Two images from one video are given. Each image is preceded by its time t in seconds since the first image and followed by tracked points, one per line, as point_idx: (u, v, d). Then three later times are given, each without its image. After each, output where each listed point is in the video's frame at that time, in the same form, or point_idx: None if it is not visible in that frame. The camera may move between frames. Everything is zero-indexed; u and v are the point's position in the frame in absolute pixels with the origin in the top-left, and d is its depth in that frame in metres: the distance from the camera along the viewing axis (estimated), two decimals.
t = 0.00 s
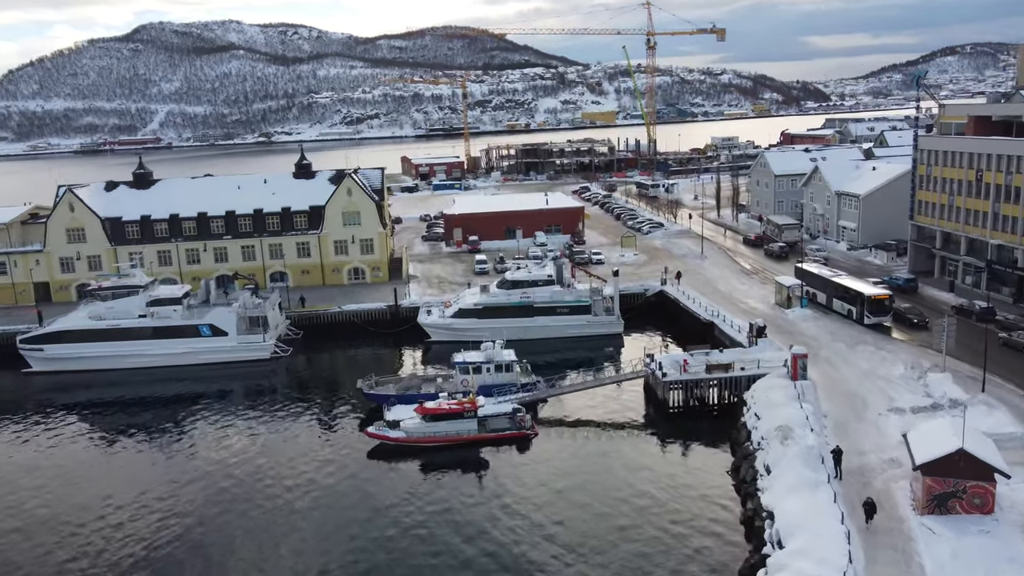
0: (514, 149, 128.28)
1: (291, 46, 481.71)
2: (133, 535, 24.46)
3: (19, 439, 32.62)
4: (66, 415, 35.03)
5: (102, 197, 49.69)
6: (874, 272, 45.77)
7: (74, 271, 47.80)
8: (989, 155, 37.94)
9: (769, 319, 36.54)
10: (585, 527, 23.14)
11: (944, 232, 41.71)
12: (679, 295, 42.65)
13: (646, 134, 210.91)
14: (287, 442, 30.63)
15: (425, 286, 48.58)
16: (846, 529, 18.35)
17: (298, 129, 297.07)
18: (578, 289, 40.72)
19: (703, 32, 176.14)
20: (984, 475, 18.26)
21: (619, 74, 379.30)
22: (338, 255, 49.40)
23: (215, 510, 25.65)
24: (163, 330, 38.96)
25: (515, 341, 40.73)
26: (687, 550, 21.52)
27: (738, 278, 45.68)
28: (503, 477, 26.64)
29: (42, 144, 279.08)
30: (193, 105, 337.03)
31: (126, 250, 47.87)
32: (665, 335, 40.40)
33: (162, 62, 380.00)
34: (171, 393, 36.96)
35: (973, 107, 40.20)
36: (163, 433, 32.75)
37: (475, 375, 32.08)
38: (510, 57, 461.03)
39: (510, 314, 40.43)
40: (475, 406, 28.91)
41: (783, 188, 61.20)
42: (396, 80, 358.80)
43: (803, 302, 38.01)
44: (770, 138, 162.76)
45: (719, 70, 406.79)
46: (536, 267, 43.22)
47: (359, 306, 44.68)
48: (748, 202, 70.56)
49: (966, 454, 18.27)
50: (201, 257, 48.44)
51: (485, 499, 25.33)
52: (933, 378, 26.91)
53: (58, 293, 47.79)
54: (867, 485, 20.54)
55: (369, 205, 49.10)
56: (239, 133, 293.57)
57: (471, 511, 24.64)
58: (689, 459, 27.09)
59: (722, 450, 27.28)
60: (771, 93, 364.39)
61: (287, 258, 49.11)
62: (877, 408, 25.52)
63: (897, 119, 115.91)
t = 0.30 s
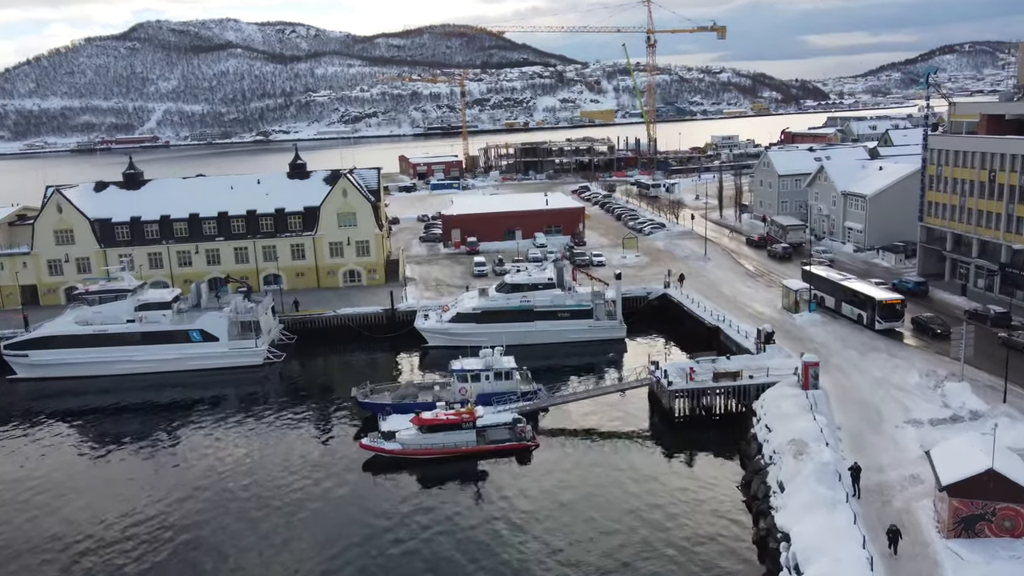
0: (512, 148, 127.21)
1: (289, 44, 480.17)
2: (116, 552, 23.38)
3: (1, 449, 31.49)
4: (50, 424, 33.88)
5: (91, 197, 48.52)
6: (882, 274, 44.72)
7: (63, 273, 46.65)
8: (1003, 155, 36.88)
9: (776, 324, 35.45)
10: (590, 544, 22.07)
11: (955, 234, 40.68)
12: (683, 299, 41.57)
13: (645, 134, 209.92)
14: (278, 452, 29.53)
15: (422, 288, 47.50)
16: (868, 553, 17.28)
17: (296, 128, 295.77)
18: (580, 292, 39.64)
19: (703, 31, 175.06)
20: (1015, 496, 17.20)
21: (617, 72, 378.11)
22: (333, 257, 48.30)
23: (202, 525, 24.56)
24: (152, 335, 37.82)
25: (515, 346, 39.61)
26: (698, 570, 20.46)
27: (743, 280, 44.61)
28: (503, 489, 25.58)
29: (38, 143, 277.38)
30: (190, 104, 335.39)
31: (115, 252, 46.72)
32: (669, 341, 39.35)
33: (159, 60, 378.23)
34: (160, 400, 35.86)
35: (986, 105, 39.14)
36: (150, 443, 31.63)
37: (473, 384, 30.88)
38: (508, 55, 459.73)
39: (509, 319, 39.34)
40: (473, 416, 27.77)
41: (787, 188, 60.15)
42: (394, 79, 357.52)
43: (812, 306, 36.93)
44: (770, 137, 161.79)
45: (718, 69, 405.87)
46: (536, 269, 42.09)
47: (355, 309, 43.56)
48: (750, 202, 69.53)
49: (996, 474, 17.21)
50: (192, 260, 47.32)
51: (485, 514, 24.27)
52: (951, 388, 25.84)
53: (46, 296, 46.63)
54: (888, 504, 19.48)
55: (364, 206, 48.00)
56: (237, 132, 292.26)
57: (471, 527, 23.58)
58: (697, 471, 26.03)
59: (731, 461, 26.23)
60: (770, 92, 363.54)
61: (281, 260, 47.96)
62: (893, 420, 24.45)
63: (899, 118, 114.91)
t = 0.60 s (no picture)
0: (511, 147, 126.08)
1: (287, 42, 478.74)
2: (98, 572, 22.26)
3: None
4: (34, 433, 32.70)
5: (79, 198, 47.34)
6: (890, 276, 43.65)
7: (51, 276, 45.45)
8: (1017, 154, 35.81)
9: (784, 329, 34.35)
10: (595, 563, 20.98)
11: (967, 235, 39.59)
12: (687, 303, 40.46)
13: (644, 133, 208.86)
14: (270, 464, 28.40)
15: (419, 291, 46.40)
16: None
17: (293, 126, 294.46)
18: (581, 296, 38.54)
19: (703, 29, 173.93)
20: None
21: (616, 71, 377.07)
22: (328, 259, 47.16)
23: (189, 542, 23.46)
24: (140, 341, 36.66)
25: (514, 351, 38.48)
26: None
27: (748, 283, 43.53)
28: (503, 503, 24.51)
29: (34, 141, 275.99)
30: (187, 103, 333.88)
31: (104, 254, 45.52)
32: (673, 346, 38.25)
33: (156, 59, 376.63)
34: (148, 408, 34.74)
35: (999, 103, 38.05)
36: (137, 454, 30.47)
37: (472, 393, 29.74)
38: (507, 54, 458.45)
39: (509, 323, 38.22)
40: (472, 428, 26.66)
41: (791, 188, 59.07)
42: (392, 78, 356.31)
43: (820, 310, 35.83)
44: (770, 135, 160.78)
45: (717, 67, 404.92)
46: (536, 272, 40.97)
47: (350, 313, 42.41)
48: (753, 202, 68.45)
49: None
50: (184, 262, 46.17)
51: (485, 530, 23.17)
52: (970, 398, 24.76)
53: (33, 299, 45.43)
54: (911, 526, 18.41)
55: (360, 206, 46.87)
56: (234, 131, 290.84)
57: (470, 543, 22.49)
58: (705, 484, 24.94)
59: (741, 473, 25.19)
60: (769, 90, 362.59)
61: (274, 263, 46.82)
62: (911, 433, 23.37)
63: (900, 117, 113.88)
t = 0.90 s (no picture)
0: (509, 146, 124.91)
1: (285, 41, 477.18)
2: None
3: None
4: (15, 442, 31.55)
5: (67, 198, 46.15)
6: (900, 279, 42.58)
7: (38, 279, 44.28)
8: None
9: (793, 335, 33.24)
10: None
11: (979, 237, 38.53)
12: (692, 307, 39.36)
13: (643, 131, 207.64)
14: (259, 476, 27.25)
15: (416, 294, 45.27)
16: None
17: (291, 125, 293.10)
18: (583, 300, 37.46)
19: (704, 26, 172.67)
20: None
21: (615, 69, 376.02)
22: (322, 261, 46.02)
23: (173, 562, 22.32)
24: (127, 347, 35.48)
25: (514, 357, 37.35)
26: None
27: (753, 286, 42.45)
28: (503, 520, 23.42)
29: (31, 140, 274.76)
30: (184, 101, 332.47)
31: (93, 256, 44.33)
32: (677, 351, 37.17)
33: (153, 57, 375.17)
34: (136, 416, 33.60)
35: (1012, 102, 36.94)
36: (121, 466, 29.31)
37: (469, 403, 28.58)
38: (505, 52, 457.15)
39: (508, 329, 37.12)
40: (470, 441, 25.57)
41: (796, 188, 57.97)
42: (390, 76, 355.25)
43: (830, 315, 34.72)
44: (771, 134, 159.75)
45: (716, 65, 403.89)
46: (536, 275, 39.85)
47: (345, 317, 41.28)
48: (756, 202, 67.37)
49: None
50: (175, 264, 45.03)
51: (485, 548, 22.07)
52: (992, 409, 23.65)
53: (20, 302, 44.25)
54: (938, 551, 17.33)
55: (356, 207, 45.76)
56: (232, 129, 289.66)
57: (469, 563, 21.38)
58: (714, 499, 23.81)
59: (752, 487, 24.09)
60: (768, 89, 361.58)
61: (268, 265, 45.68)
62: (931, 446, 22.27)
63: (903, 115, 112.81)
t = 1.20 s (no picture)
0: (508, 145, 123.77)
1: (282, 39, 475.56)
2: None
3: None
4: None
5: (55, 200, 44.95)
6: (910, 282, 41.47)
7: (24, 282, 43.07)
8: None
9: (803, 342, 32.11)
10: None
11: (993, 240, 37.39)
12: (697, 312, 38.22)
13: (643, 130, 206.52)
14: (248, 491, 26.09)
15: (413, 298, 44.09)
16: None
17: (289, 124, 291.70)
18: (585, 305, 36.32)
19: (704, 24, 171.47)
20: None
21: (614, 68, 375.17)
22: (317, 264, 44.85)
23: None
24: (113, 354, 34.30)
25: (514, 364, 36.19)
26: None
27: (759, 290, 41.33)
28: (501, 540, 22.24)
29: (27, 139, 274.53)
30: (182, 100, 331.27)
31: (81, 259, 43.16)
32: (682, 359, 36.05)
33: (150, 55, 373.74)
34: (121, 426, 32.44)
35: None
36: (105, 479, 28.14)
37: (467, 414, 27.42)
38: (503, 51, 455.87)
39: (507, 335, 35.98)
40: (469, 455, 24.32)
41: (801, 188, 56.85)
42: (388, 75, 353.96)
43: (840, 321, 33.60)
44: (771, 133, 158.74)
45: (715, 64, 403.09)
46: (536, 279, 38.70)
47: (339, 322, 40.13)
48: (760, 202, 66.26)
49: None
50: (165, 267, 43.86)
51: (484, 569, 20.94)
52: (1016, 424, 22.54)
53: (6, 307, 43.04)
54: None
55: (351, 209, 44.64)
56: (229, 128, 288.23)
57: None
58: (724, 516, 22.67)
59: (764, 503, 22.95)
60: (767, 87, 360.69)
61: (260, 268, 44.52)
62: (954, 464, 21.16)
63: (905, 114, 111.85)
